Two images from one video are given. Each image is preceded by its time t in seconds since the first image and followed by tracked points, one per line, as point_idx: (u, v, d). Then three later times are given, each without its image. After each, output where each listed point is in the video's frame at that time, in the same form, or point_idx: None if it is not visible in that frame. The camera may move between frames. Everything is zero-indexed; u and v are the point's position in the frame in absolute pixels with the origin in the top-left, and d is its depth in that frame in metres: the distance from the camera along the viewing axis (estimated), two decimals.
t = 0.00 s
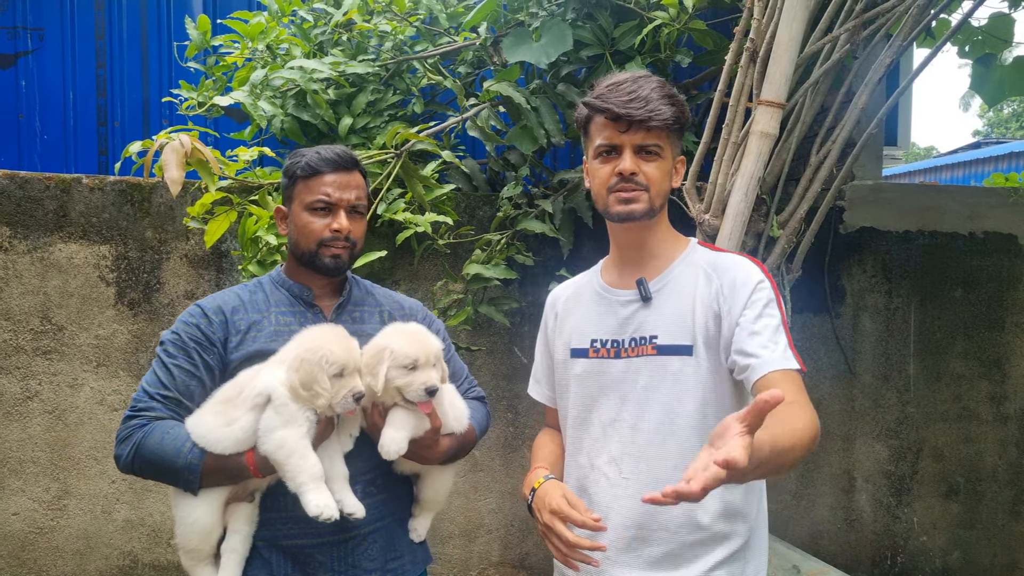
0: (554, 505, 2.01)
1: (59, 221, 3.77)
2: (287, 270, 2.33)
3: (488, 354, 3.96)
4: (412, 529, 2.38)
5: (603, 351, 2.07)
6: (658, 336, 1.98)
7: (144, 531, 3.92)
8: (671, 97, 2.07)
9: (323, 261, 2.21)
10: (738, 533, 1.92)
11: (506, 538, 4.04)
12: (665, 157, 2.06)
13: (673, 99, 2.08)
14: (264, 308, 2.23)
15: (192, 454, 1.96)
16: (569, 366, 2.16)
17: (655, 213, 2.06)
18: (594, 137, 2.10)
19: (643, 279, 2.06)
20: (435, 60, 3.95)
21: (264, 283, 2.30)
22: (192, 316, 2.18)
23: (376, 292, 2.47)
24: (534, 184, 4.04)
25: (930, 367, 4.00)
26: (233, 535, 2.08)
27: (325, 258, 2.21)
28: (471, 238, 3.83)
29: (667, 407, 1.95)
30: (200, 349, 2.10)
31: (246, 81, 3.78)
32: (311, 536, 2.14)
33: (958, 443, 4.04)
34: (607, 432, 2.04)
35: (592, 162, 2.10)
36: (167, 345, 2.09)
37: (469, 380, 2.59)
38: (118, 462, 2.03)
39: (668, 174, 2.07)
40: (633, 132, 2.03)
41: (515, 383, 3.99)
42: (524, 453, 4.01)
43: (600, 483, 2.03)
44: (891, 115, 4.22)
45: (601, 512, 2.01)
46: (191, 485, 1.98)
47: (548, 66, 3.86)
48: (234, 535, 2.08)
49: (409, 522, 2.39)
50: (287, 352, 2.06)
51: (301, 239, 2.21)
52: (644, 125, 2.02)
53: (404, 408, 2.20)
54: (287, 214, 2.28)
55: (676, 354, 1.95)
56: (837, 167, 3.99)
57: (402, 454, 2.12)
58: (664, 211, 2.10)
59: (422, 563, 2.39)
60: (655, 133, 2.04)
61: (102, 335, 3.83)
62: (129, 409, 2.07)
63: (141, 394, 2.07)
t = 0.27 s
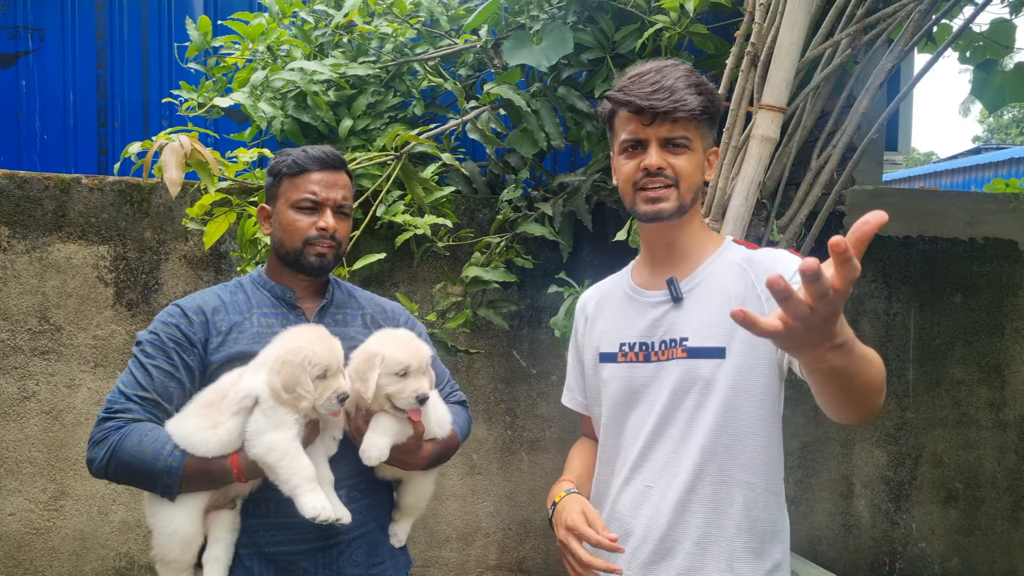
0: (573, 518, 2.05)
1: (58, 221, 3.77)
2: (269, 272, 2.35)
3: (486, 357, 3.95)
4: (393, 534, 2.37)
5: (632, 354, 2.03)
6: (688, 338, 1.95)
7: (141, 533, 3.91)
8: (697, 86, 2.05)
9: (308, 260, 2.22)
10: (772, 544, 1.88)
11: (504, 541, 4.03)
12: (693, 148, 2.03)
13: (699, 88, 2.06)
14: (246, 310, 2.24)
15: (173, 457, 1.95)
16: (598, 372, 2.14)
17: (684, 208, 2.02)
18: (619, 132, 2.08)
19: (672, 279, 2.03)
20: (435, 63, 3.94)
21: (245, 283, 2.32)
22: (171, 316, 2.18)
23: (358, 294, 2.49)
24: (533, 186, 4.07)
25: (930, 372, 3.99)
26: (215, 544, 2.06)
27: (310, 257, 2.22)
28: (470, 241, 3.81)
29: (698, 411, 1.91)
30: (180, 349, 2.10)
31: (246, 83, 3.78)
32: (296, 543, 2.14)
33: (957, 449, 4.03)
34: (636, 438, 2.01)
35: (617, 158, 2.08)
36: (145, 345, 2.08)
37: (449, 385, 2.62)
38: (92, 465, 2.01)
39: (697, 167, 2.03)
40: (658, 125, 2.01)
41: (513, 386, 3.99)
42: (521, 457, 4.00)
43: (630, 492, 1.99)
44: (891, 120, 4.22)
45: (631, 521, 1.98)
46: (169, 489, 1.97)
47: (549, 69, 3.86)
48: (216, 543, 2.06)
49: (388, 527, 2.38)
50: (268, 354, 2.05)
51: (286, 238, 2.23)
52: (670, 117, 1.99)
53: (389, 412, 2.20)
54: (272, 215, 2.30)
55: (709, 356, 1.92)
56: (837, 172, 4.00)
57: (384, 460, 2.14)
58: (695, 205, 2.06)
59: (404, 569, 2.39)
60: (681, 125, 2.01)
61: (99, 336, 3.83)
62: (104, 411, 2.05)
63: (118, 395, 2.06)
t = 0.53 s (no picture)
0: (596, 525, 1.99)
1: (56, 222, 3.76)
2: (247, 274, 2.36)
3: (484, 360, 3.95)
4: (377, 540, 2.41)
5: (660, 358, 1.97)
6: (717, 345, 1.86)
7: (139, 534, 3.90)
8: (733, 75, 1.95)
9: (291, 264, 2.23)
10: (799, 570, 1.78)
11: (502, 544, 4.02)
12: (730, 141, 1.93)
13: (735, 76, 1.95)
14: (227, 314, 2.23)
15: (155, 465, 1.94)
16: (629, 374, 2.09)
17: (720, 206, 1.94)
18: (653, 127, 2.01)
19: (706, 280, 1.94)
20: (434, 65, 3.95)
21: (224, 287, 2.31)
22: (149, 320, 2.16)
23: (339, 298, 2.51)
24: (532, 189, 4.04)
25: (929, 376, 3.98)
26: (197, 554, 2.06)
27: (292, 261, 2.23)
28: (469, 243, 3.80)
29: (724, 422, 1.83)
30: (160, 355, 2.09)
31: (244, 84, 3.77)
32: (283, 551, 2.15)
33: (957, 453, 4.01)
34: (660, 446, 1.96)
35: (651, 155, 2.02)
36: (123, 352, 2.07)
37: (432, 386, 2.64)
38: (71, 474, 2.00)
39: (735, 161, 1.94)
40: (689, 119, 1.93)
41: (511, 389, 3.97)
42: (519, 459, 3.99)
43: (652, 500, 1.94)
44: (891, 122, 4.22)
45: (649, 531, 1.93)
46: (152, 498, 1.96)
47: (547, 72, 3.85)
48: (199, 553, 2.06)
49: (372, 533, 2.41)
50: (257, 358, 2.04)
51: (269, 241, 2.24)
52: (702, 111, 1.90)
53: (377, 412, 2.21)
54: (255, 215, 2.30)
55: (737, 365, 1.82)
56: (836, 175, 3.99)
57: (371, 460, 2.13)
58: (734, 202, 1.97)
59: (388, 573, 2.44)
60: (715, 118, 1.91)
61: (97, 337, 3.82)
62: (82, 419, 2.04)
63: (95, 403, 2.04)
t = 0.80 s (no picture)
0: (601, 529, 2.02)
1: (50, 222, 3.74)
2: (229, 274, 2.37)
3: (481, 359, 3.94)
4: (365, 541, 2.40)
5: (687, 356, 1.91)
6: (741, 345, 1.77)
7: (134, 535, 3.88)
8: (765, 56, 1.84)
9: (273, 271, 2.24)
10: None
11: (499, 544, 4.01)
12: (760, 126, 1.82)
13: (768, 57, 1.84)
14: (206, 314, 2.23)
15: (135, 468, 1.93)
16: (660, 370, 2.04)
17: (749, 198, 1.82)
18: (678, 115, 1.94)
19: (734, 276, 1.85)
20: (430, 64, 3.93)
21: (204, 288, 2.30)
22: (127, 323, 2.14)
23: (322, 297, 2.50)
24: (529, 188, 4.06)
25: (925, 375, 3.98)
26: (182, 558, 2.05)
27: (275, 268, 2.24)
28: (465, 243, 3.79)
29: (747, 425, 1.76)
30: (138, 358, 2.08)
31: (239, 83, 3.74)
32: (270, 554, 2.14)
33: (952, 453, 4.02)
34: (686, 447, 1.90)
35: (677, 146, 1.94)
36: (100, 356, 2.05)
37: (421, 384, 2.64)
38: (52, 481, 2.00)
39: (764, 148, 1.82)
40: (712, 106, 1.84)
41: (508, 389, 3.97)
42: (516, 459, 3.99)
43: (675, 501, 1.90)
44: (888, 122, 4.22)
45: (668, 532, 1.90)
46: (133, 502, 1.95)
47: (543, 70, 3.84)
48: (183, 556, 2.05)
49: (360, 533, 2.41)
50: (231, 352, 2.02)
51: (254, 245, 2.23)
52: (726, 97, 1.81)
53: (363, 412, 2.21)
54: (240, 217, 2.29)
55: (761, 366, 1.73)
56: (833, 174, 3.99)
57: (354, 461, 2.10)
58: (767, 193, 1.85)
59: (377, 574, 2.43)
60: (741, 103, 1.81)
61: (92, 337, 3.80)
62: (61, 426, 2.03)
63: (74, 410, 2.03)
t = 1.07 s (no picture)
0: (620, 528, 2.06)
1: (43, 222, 3.73)
2: (222, 274, 2.36)
3: (476, 359, 3.93)
4: (359, 541, 2.40)
5: (716, 357, 1.90)
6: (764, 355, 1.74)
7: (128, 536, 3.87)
8: (714, 57, 1.75)
9: (265, 274, 2.24)
10: None
11: (494, 544, 4.01)
12: (714, 132, 1.74)
13: (717, 57, 1.75)
14: (196, 314, 2.22)
15: (121, 470, 1.94)
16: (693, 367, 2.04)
17: (719, 204, 1.78)
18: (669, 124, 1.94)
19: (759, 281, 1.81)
20: (425, 63, 3.92)
21: (197, 288, 2.30)
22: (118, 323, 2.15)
23: (316, 295, 2.49)
24: (523, 187, 4.06)
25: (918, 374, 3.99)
26: (169, 558, 2.06)
27: (266, 271, 2.24)
28: (460, 242, 3.80)
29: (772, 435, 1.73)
30: (127, 359, 2.07)
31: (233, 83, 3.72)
32: (259, 555, 2.14)
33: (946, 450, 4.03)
34: (715, 449, 1.90)
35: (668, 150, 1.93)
36: (91, 357, 2.06)
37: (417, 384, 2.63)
38: (41, 480, 2.01)
39: (724, 152, 1.74)
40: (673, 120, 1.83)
41: (503, 388, 3.97)
42: (511, 459, 3.99)
43: (701, 501, 1.91)
44: (881, 121, 4.23)
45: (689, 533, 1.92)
46: (120, 503, 1.96)
47: (537, 69, 3.83)
48: (171, 557, 2.06)
49: (354, 534, 2.41)
50: (217, 359, 2.01)
51: (246, 248, 2.23)
52: (676, 110, 1.79)
53: (351, 416, 2.19)
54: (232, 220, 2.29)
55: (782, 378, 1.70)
56: (827, 173, 4.00)
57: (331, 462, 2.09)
58: (746, 195, 1.76)
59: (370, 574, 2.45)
60: (691, 112, 1.76)
61: (85, 338, 3.79)
62: (51, 425, 2.04)
63: (64, 409, 2.04)
